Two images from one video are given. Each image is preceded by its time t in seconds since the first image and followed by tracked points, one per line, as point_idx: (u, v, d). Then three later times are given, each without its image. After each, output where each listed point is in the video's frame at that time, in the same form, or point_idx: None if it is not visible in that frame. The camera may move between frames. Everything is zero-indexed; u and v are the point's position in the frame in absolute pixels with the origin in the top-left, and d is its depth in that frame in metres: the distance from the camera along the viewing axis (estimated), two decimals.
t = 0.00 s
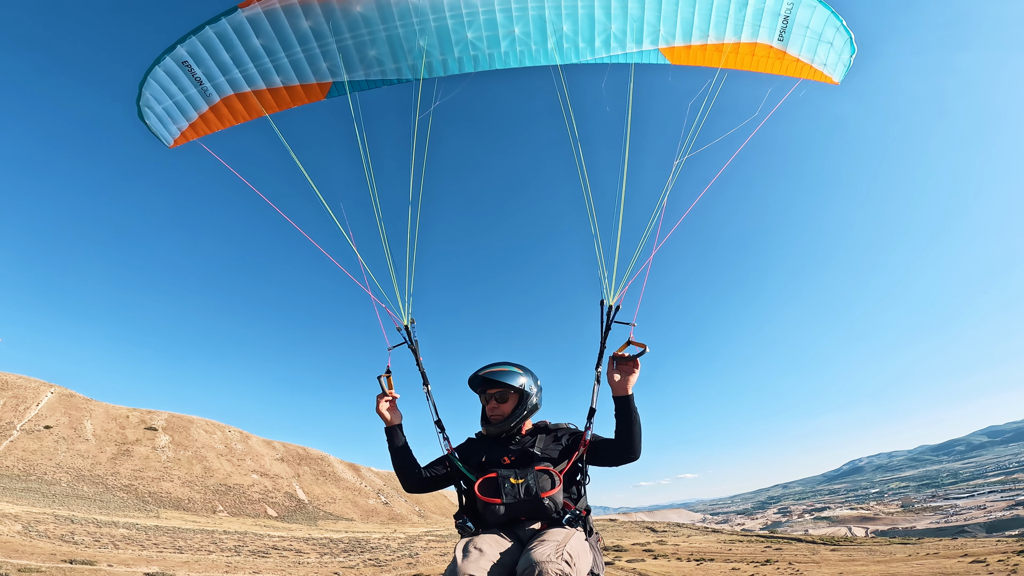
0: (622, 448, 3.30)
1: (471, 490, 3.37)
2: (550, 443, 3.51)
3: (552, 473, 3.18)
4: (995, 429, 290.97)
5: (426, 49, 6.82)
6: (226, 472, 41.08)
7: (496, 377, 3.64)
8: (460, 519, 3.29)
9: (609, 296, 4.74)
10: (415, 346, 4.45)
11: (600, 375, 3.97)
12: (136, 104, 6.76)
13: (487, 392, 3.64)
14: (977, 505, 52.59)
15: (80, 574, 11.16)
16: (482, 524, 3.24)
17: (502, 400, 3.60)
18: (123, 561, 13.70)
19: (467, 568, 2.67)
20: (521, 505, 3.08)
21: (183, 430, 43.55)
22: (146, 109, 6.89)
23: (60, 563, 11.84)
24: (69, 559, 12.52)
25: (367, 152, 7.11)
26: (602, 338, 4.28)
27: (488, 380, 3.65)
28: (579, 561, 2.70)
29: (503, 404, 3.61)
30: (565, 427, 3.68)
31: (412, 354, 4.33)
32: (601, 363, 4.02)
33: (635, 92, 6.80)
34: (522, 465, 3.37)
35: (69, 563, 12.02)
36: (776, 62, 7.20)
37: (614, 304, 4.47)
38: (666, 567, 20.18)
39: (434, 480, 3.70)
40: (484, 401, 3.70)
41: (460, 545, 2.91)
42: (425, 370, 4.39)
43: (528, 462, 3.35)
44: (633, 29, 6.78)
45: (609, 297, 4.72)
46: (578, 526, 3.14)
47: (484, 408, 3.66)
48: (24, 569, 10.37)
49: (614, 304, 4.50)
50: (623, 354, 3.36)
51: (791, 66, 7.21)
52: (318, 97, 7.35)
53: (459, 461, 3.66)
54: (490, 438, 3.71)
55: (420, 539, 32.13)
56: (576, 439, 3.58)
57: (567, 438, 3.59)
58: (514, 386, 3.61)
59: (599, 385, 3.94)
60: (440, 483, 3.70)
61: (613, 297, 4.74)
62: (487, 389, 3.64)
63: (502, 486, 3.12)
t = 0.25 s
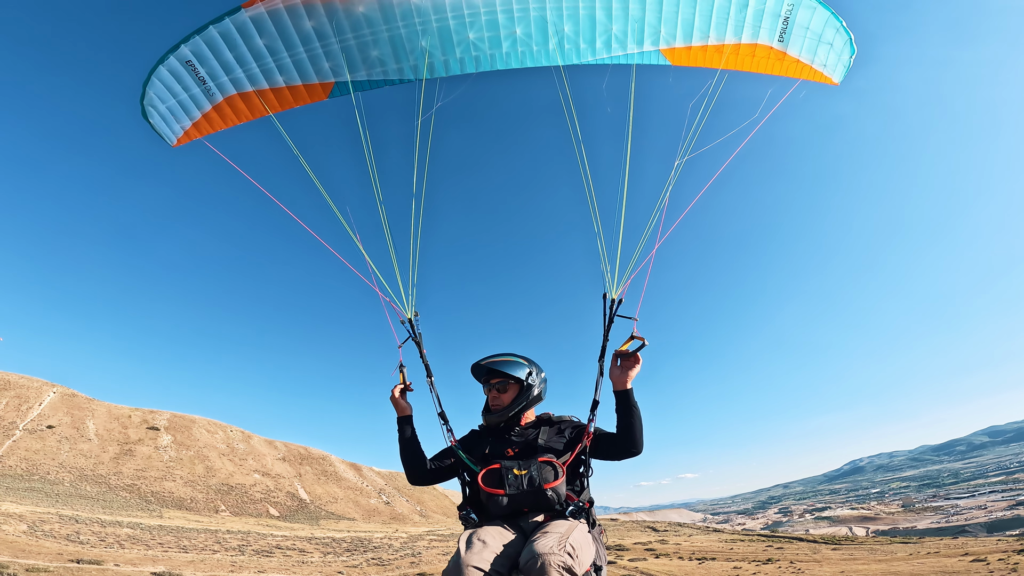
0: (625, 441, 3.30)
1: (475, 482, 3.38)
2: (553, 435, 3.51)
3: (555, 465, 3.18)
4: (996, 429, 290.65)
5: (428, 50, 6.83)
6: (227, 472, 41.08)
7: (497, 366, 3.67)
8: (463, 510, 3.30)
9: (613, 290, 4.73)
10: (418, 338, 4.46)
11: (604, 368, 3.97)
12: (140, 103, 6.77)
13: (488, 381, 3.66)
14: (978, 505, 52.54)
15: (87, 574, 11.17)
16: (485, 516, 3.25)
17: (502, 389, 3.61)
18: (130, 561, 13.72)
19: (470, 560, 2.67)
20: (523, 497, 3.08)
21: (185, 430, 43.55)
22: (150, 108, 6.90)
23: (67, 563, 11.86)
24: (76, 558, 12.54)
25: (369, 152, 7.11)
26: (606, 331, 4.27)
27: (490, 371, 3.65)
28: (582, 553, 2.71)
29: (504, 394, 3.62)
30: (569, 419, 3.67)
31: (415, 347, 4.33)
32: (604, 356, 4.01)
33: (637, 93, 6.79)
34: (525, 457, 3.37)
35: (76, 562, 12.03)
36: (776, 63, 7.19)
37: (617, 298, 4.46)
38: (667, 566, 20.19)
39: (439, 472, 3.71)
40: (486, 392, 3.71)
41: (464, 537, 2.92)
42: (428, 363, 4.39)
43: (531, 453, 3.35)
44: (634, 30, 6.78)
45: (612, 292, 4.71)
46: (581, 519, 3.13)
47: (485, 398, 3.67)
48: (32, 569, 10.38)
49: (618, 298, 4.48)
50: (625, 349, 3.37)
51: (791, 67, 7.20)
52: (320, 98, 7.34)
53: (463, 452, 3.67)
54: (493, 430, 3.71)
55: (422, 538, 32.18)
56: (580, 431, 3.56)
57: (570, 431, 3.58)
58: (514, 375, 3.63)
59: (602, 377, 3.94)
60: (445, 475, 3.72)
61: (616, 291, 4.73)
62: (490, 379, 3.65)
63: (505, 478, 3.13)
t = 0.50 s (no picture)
0: (629, 453, 3.26)
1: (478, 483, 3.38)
2: (557, 437, 3.50)
3: (558, 466, 3.19)
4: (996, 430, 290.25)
5: (431, 50, 6.83)
6: (229, 472, 41.07)
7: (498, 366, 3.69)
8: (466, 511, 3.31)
9: (618, 292, 4.71)
10: (422, 340, 4.42)
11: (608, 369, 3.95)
12: (144, 103, 6.78)
13: (490, 381, 3.67)
14: (979, 506, 52.45)
15: (93, 574, 11.17)
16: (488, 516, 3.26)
17: (505, 388, 3.62)
18: (136, 560, 13.73)
19: (473, 560, 2.68)
20: (527, 497, 3.08)
21: (186, 430, 43.55)
22: (154, 108, 6.92)
23: (73, 563, 11.86)
24: (82, 558, 12.53)
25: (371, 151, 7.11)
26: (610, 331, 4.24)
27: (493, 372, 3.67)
28: (585, 554, 2.71)
29: (506, 393, 3.62)
30: (572, 422, 3.66)
31: (418, 349, 4.29)
32: (608, 356, 4.00)
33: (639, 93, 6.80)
34: (528, 459, 3.37)
35: (82, 562, 12.04)
36: (778, 63, 7.19)
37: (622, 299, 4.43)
38: (669, 565, 20.16)
39: (447, 478, 3.73)
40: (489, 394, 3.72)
41: (467, 537, 2.92)
42: (431, 364, 4.34)
43: (534, 455, 3.35)
44: (636, 30, 6.77)
45: (617, 292, 4.69)
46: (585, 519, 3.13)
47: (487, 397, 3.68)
48: (39, 569, 10.39)
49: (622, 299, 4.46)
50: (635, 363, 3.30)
51: (795, 67, 7.19)
52: (322, 97, 7.33)
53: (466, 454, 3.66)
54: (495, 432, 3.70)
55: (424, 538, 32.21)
56: (583, 434, 3.56)
57: (574, 434, 3.56)
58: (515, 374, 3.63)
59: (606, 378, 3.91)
60: (448, 478, 3.71)
61: (621, 292, 4.70)
62: (493, 380, 3.67)
63: (508, 479, 3.12)
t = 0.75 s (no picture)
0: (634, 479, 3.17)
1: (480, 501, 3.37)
2: (560, 456, 3.49)
3: (562, 486, 3.18)
4: (998, 431, 289.70)
5: (432, 50, 6.84)
6: (231, 472, 41.10)
7: (502, 386, 3.67)
8: (468, 529, 3.30)
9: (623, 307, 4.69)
10: (423, 356, 4.40)
11: (613, 387, 3.93)
12: (139, 103, 6.79)
13: (493, 403, 3.65)
14: (980, 506, 52.39)
15: (101, 574, 11.21)
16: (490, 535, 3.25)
17: (509, 409, 3.60)
18: (142, 561, 13.76)
19: None
20: (529, 517, 3.07)
21: (188, 430, 43.60)
22: (149, 107, 6.92)
23: (80, 563, 11.90)
24: (89, 559, 12.58)
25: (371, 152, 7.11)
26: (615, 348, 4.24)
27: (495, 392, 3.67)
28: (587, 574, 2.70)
29: (510, 416, 3.60)
30: (576, 441, 3.64)
31: (420, 364, 4.28)
32: (612, 375, 3.99)
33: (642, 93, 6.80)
34: (531, 477, 3.36)
35: (89, 563, 12.08)
36: (785, 63, 7.19)
37: (626, 316, 4.41)
38: (671, 566, 20.15)
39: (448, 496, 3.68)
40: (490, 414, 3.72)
41: (468, 556, 2.91)
42: (433, 380, 4.32)
43: (537, 474, 3.34)
44: (639, 30, 6.77)
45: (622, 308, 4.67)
46: (587, 539, 3.12)
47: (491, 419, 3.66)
48: (46, 569, 10.43)
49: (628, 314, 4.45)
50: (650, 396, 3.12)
51: (802, 67, 7.18)
52: (322, 97, 7.34)
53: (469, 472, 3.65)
54: (498, 451, 3.69)
55: (426, 538, 32.26)
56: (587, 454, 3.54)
57: (577, 453, 3.55)
58: (519, 397, 3.61)
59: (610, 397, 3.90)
60: (451, 495, 3.68)
61: (626, 307, 4.69)
62: (494, 400, 3.65)
63: (511, 499, 3.11)
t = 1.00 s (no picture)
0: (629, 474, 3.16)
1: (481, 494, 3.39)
2: (559, 449, 3.50)
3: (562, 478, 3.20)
4: (999, 430, 289.39)
5: (434, 49, 6.82)
6: (234, 471, 41.15)
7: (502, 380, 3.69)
8: (469, 523, 3.31)
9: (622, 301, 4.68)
10: (423, 350, 4.40)
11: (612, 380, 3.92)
12: (144, 102, 6.81)
13: (494, 396, 3.67)
14: (982, 505, 52.39)
15: (109, 574, 11.25)
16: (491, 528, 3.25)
17: (509, 403, 3.63)
18: (149, 560, 13.80)
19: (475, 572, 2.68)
20: (530, 509, 3.09)
21: (191, 430, 43.66)
22: (154, 106, 6.93)
23: (87, 564, 11.93)
24: (96, 558, 12.61)
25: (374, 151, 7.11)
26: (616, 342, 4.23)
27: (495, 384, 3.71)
28: (587, 566, 2.70)
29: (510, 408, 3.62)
30: (574, 434, 3.65)
31: (420, 358, 4.27)
32: (612, 368, 3.99)
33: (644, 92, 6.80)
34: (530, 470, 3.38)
35: (97, 563, 12.11)
36: (786, 63, 7.19)
37: (626, 310, 4.41)
38: (674, 565, 20.16)
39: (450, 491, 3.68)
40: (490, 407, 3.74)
41: (469, 549, 2.92)
42: (433, 373, 4.31)
43: (536, 467, 3.36)
44: (641, 30, 6.78)
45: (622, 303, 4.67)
46: (586, 531, 3.13)
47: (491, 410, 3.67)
48: (54, 569, 10.47)
49: (628, 310, 4.44)
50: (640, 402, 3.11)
51: (803, 67, 7.18)
52: (324, 95, 7.35)
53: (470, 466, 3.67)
54: (498, 445, 3.70)
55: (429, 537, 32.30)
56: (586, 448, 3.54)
57: (576, 446, 3.56)
58: (520, 390, 3.63)
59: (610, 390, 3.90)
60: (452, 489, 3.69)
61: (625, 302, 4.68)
62: (496, 392, 3.68)
63: (511, 491, 3.13)
